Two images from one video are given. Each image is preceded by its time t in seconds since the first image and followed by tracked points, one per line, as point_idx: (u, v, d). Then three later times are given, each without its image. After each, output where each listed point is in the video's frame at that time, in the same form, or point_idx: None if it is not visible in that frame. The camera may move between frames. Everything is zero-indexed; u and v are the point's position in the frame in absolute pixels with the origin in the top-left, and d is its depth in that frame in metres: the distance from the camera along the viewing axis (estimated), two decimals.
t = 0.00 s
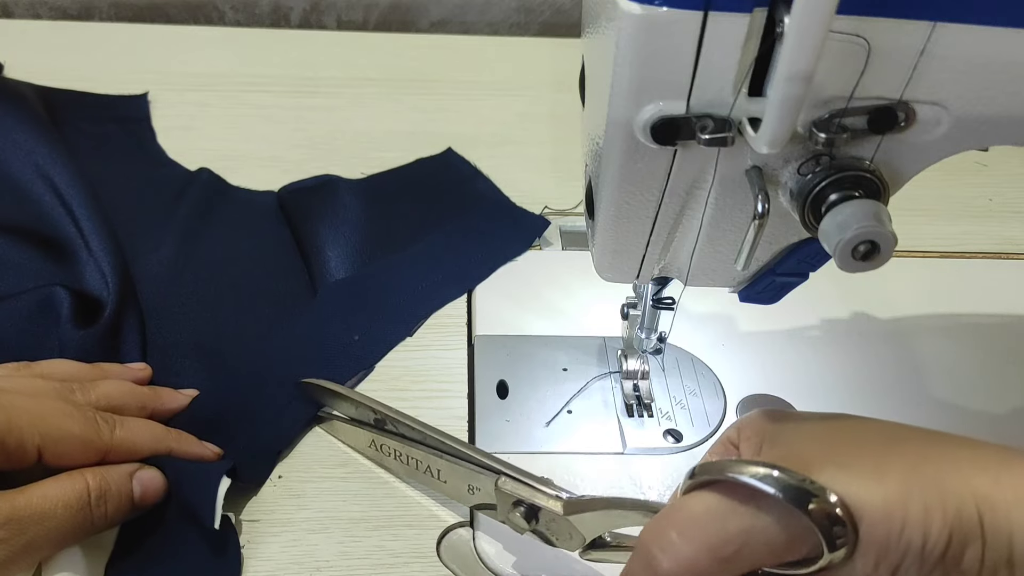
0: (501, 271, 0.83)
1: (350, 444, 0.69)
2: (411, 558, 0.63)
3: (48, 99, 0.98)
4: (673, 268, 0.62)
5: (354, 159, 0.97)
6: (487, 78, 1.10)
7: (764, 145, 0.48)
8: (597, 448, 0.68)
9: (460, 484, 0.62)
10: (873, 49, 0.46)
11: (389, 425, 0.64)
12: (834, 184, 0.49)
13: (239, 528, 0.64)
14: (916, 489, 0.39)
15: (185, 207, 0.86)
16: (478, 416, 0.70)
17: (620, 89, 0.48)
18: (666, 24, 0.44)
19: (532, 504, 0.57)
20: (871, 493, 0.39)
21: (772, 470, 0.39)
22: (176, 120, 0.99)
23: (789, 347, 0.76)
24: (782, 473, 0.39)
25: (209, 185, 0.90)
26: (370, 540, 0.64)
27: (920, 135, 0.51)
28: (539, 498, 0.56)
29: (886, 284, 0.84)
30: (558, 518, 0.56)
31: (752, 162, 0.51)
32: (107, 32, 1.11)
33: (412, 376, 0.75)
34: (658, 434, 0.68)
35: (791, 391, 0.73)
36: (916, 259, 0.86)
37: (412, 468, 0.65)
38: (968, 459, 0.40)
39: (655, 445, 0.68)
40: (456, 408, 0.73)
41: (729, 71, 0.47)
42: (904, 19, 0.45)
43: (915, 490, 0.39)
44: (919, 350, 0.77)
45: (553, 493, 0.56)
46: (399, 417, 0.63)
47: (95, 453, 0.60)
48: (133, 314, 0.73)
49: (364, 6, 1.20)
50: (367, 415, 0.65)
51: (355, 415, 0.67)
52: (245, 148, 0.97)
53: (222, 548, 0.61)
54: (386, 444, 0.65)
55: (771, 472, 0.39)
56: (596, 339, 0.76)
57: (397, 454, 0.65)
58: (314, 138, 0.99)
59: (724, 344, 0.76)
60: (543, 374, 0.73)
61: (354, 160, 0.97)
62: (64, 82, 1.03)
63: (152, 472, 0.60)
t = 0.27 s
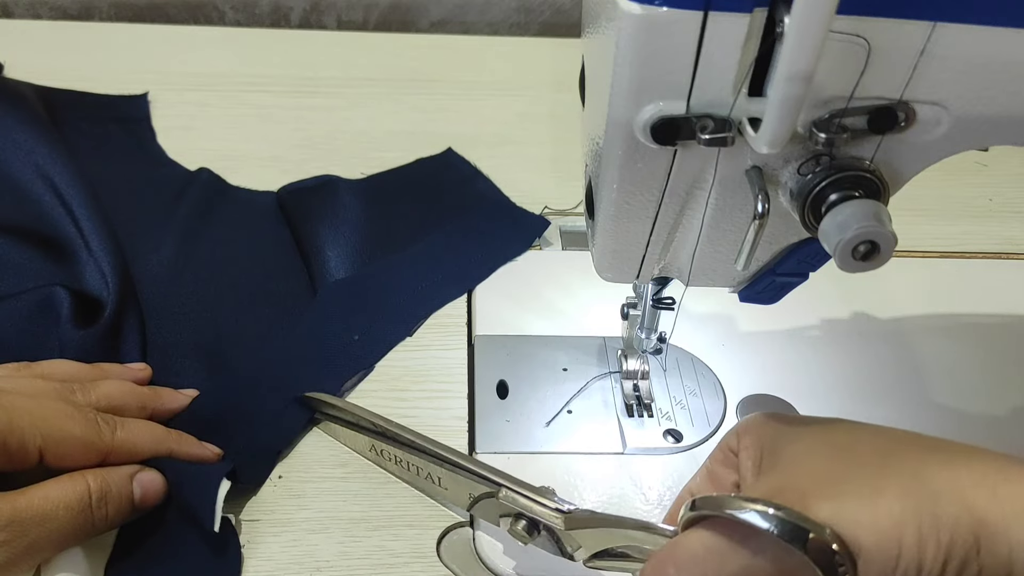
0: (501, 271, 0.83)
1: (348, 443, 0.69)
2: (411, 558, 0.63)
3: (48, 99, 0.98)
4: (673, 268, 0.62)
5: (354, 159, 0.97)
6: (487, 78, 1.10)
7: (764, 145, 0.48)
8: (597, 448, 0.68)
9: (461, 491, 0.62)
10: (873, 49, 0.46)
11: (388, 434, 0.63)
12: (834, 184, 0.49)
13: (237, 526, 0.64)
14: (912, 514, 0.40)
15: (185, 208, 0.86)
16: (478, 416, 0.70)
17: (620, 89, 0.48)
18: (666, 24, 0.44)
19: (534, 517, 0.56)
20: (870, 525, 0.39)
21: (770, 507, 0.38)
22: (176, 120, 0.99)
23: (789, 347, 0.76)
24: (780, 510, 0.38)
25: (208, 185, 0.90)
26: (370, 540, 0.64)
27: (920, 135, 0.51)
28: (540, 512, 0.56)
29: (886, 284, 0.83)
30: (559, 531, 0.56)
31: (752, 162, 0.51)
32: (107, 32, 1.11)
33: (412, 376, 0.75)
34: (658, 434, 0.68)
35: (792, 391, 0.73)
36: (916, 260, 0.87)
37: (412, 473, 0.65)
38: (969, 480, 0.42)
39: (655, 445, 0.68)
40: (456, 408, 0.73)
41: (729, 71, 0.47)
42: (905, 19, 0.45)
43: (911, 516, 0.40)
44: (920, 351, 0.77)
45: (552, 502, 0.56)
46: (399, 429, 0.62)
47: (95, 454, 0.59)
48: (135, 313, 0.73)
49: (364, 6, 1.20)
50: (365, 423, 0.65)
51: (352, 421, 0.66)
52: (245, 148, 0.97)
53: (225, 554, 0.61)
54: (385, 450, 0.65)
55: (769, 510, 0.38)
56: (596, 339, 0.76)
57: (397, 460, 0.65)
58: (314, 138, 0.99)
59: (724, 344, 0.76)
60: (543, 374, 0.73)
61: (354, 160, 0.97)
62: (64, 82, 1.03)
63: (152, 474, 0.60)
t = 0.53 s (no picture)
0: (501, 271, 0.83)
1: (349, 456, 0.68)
2: (411, 558, 0.63)
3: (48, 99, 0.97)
4: (673, 268, 0.61)
5: (354, 160, 0.97)
6: (487, 78, 1.10)
7: (764, 145, 0.48)
8: (597, 448, 0.68)
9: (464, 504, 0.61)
10: (873, 49, 0.46)
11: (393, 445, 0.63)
12: (834, 184, 0.49)
13: (238, 537, 0.63)
14: (918, 524, 0.40)
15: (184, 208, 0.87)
16: (478, 416, 0.70)
17: (620, 89, 0.48)
18: (666, 24, 0.44)
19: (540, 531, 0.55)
20: (875, 536, 0.40)
21: (777, 522, 0.39)
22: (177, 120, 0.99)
23: (789, 348, 0.76)
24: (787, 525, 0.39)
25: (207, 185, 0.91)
26: (370, 540, 0.64)
27: (920, 135, 0.51)
28: (545, 523, 0.55)
29: (886, 284, 0.83)
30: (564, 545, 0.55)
31: (752, 162, 0.51)
32: (107, 33, 1.11)
33: (412, 376, 0.75)
34: (658, 434, 0.68)
35: (792, 391, 0.73)
36: (916, 259, 0.87)
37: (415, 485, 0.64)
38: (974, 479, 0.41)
39: (655, 445, 0.68)
40: (456, 408, 0.72)
41: (729, 71, 0.47)
42: (905, 19, 0.45)
43: (916, 525, 0.40)
44: (920, 351, 0.77)
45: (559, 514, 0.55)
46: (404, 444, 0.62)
47: (99, 465, 0.58)
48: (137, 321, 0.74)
49: (364, 5, 1.20)
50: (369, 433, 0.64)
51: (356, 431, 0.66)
52: (245, 148, 0.97)
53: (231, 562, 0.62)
54: (386, 459, 0.64)
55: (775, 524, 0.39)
56: (596, 339, 0.76)
57: (400, 471, 0.64)
58: (314, 139, 0.99)
59: (725, 344, 0.76)
60: (543, 374, 0.73)
61: (354, 160, 0.97)
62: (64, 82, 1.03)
63: (153, 493, 0.60)
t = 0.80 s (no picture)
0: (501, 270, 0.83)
1: (340, 536, 0.63)
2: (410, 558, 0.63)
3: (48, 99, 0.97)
4: (673, 268, 0.61)
5: (354, 159, 0.97)
6: (487, 78, 1.10)
7: (764, 145, 0.48)
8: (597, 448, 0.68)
9: None
10: (873, 49, 0.46)
11: (391, 529, 0.58)
12: (834, 184, 0.49)
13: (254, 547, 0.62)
14: None
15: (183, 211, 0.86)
16: (478, 416, 0.70)
17: (620, 89, 0.48)
18: (666, 24, 0.44)
19: None
20: None
21: None
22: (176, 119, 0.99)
23: (789, 348, 0.76)
24: None
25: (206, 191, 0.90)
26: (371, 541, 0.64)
27: (921, 135, 0.51)
28: None
29: (887, 284, 0.83)
30: None
31: (752, 162, 0.51)
32: (106, 33, 1.11)
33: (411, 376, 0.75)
34: (658, 434, 0.68)
35: (792, 392, 0.73)
36: (916, 259, 0.87)
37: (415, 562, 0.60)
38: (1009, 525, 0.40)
39: (656, 445, 0.68)
40: (456, 408, 0.72)
41: (728, 72, 0.47)
42: (905, 19, 0.45)
43: None
44: (920, 351, 0.77)
45: None
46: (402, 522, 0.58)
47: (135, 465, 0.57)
48: (140, 317, 0.73)
49: (364, 5, 1.20)
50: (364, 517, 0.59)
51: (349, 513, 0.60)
52: (245, 147, 0.97)
53: (238, 564, 0.61)
54: (383, 541, 0.60)
55: None
56: (596, 339, 0.76)
57: (397, 551, 0.60)
58: (314, 138, 0.99)
59: (725, 345, 0.76)
60: (543, 374, 0.73)
61: (354, 159, 0.97)
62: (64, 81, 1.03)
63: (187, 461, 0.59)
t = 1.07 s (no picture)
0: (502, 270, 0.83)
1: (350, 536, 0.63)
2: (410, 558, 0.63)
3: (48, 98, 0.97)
4: (673, 268, 0.61)
5: (354, 159, 0.97)
6: (487, 78, 1.10)
7: (764, 145, 0.48)
8: (597, 448, 0.68)
9: None
10: (873, 49, 0.46)
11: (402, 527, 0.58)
12: (834, 184, 0.49)
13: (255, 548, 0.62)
14: None
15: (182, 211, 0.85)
16: (478, 415, 0.70)
17: (620, 89, 0.48)
18: (666, 25, 0.44)
19: None
20: None
21: None
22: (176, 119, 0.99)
23: (789, 348, 0.76)
24: None
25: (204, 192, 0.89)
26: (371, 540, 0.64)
27: (921, 135, 0.51)
28: None
29: (887, 285, 0.84)
30: None
31: (752, 162, 0.51)
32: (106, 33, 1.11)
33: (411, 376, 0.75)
34: (658, 434, 0.68)
35: (793, 392, 0.73)
36: (916, 260, 0.87)
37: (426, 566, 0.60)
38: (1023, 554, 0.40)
39: (656, 445, 0.68)
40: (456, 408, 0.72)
41: (728, 72, 0.47)
42: (904, 20, 0.45)
43: None
44: (920, 352, 0.77)
45: None
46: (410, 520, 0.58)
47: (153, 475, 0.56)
48: (138, 318, 0.73)
49: (364, 5, 1.20)
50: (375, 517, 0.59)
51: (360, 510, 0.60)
52: (245, 147, 0.97)
53: (239, 564, 0.61)
54: (394, 542, 0.60)
55: None
56: (596, 339, 0.76)
57: (409, 553, 0.60)
58: (314, 138, 0.99)
59: (725, 344, 0.76)
60: (543, 374, 0.73)
61: (354, 159, 0.97)
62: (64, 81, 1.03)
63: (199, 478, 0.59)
